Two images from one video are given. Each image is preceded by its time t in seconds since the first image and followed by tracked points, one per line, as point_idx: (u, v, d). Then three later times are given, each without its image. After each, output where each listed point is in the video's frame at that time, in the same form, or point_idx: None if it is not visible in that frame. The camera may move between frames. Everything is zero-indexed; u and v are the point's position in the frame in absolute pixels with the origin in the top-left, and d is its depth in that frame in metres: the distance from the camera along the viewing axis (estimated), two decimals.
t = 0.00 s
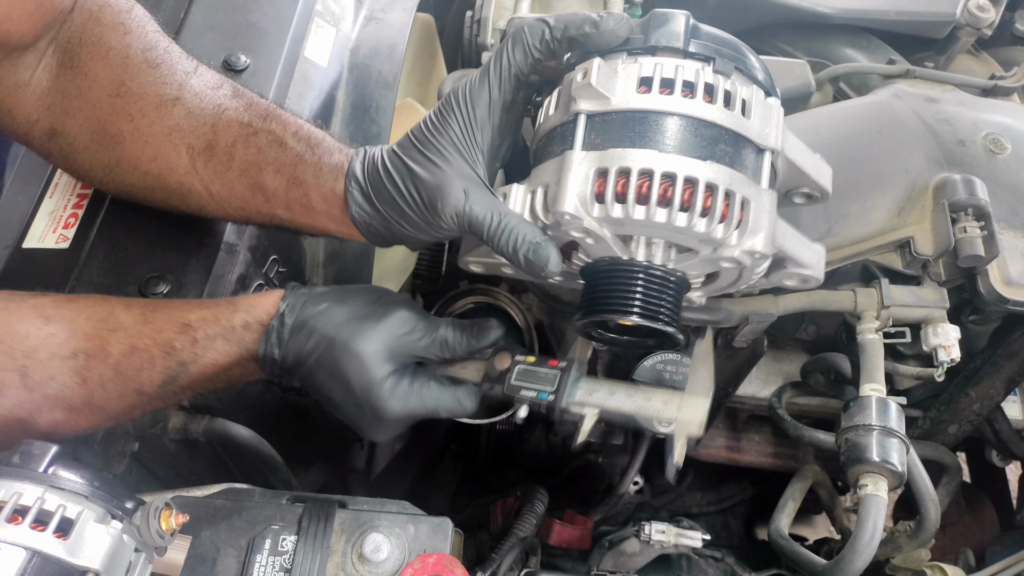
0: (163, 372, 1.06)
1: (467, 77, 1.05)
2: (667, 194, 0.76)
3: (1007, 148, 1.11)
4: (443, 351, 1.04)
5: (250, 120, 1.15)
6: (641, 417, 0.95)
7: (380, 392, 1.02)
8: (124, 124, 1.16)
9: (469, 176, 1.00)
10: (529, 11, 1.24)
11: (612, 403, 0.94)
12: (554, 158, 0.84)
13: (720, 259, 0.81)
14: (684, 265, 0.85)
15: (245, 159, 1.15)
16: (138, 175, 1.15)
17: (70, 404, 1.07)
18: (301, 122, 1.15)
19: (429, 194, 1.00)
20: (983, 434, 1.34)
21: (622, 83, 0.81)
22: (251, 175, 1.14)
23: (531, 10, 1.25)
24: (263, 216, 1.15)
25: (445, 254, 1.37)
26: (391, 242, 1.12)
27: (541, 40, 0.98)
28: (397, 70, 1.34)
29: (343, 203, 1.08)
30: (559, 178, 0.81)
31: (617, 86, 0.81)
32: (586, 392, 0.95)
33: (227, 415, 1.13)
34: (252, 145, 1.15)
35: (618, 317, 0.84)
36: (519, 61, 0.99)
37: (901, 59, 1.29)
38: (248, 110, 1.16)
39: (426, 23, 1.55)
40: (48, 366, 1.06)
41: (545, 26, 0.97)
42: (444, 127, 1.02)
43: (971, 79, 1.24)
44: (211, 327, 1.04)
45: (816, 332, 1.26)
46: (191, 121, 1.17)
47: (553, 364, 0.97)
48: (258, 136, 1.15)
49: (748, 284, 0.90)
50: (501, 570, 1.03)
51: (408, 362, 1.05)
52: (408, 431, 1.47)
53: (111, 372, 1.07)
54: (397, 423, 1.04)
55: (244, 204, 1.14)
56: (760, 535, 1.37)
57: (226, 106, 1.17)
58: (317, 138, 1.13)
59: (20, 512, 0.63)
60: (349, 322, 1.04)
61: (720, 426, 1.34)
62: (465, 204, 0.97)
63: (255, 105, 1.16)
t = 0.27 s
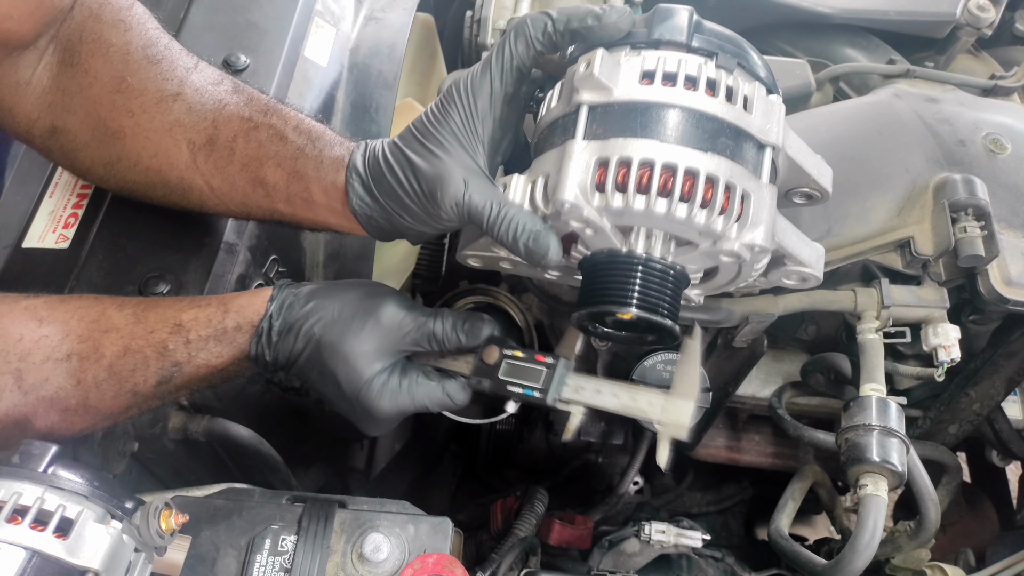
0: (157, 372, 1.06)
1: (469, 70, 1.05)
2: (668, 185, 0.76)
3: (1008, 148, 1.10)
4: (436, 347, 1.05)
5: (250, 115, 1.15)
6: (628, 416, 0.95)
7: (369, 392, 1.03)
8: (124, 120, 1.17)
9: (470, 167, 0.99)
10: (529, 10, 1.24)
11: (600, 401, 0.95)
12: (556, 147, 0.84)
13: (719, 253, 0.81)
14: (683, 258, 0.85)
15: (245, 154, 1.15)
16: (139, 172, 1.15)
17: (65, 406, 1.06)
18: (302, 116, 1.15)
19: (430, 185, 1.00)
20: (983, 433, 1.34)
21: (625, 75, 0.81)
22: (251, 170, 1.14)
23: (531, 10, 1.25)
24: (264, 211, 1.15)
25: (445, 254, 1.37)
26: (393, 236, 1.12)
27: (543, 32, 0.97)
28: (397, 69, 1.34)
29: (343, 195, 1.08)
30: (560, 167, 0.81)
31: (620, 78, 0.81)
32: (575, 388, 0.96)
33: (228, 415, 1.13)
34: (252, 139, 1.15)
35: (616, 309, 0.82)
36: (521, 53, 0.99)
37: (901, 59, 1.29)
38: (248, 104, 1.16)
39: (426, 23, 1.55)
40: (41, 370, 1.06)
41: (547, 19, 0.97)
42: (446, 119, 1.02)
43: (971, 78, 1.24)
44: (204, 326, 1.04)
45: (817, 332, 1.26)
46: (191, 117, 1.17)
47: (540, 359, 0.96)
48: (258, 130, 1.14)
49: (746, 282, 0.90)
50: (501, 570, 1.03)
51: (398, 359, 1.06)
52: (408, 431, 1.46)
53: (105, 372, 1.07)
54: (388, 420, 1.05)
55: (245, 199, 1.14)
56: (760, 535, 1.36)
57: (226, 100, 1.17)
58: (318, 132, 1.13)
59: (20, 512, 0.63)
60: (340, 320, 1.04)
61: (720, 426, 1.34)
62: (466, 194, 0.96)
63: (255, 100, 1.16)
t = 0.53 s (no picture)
0: (156, 370, 1.06)
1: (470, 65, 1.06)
2: (668, 179, 0.76)
3: (1008, 148, 1.10)
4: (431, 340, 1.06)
5: (250, 111, 1.15)
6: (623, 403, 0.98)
7: (365, 387, 1.02)
8: (124, 118, 1.16)
9: (470, 161, 1.00)
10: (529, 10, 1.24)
11: (595, 389, 0.98)
12: (557, 141, 0.84)
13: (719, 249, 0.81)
14: (683, 255, 0.85)
15: (245, 150, 1.15)
16: (139, 171, 1.15)
17: (63, 404, 1.06)
18: (302, 113, 1.16)
19: (430, 179, 1.00)
20: (983, 434, 1.34)
21: (626, 70, 0.82)
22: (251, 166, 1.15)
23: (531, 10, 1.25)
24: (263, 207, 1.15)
25: (445, 254, 1.37)
26: (392, 230, 1.12)
27: (544, 27, 0.97)
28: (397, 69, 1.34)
29: (343, 190, 1.08)
30: (560, 161, 0.81)
31: (622, 73, 0.82)
32: (571, 377, 1.00)
33: (228, 415, 1.13)
34: (252, 136, 1.15)
35: (616, 303, 0.82)
36: (522, 49, 0.99)
37: (901, 59, 1.29)
38: (248, 101, 1.16)
39: (426, 23, 1.55)
40: (39, 367, 1.06)
41: (549, 14, 0.97)
42: (446, 113, 1.02)
43: (971, 78, 1.24)
44: (202, 323, 1.04)
45: (817, 332, 1.26)
46: (191, 114, 1.17)
47: (536, 348, 1.01)
48: (258, 127, 1.15)
49: (747, 279, 0.90)
50: (501, 570, 1.03)
51: (393, 354, 1.05)
52: (408, 431, 1.46)
53: (104, 371, 1.07)
54: (384, 417, 1.04)
55: (245, 195, 1.15)
56: (760, 535, 1.36)
57: (226, 97, 1.17)
58: (318, 128, 1.14)
59: (20, 513, 0.63)
60: (336, 314, 1.04)
61: (720, 426, 1.34)
62: (466, 187, 0.96)
63: (256, 97, 1.16)
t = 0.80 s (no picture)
0: (155, 372, 1.07)
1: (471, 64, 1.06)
2: (667, 178, 0.76)
3: (1007, 148, 1.11)
4: (429, 340, 1.06)
5: (251, 111, 1.16)
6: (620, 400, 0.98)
7: (361, 388, 1.02)
8: (126, 118, 1.17)
9: (470, 160, 1.00)
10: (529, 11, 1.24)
11: (591, 387, 0.98)
12: (557, 140, 0.84)
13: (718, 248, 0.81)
14: (682, 254, 0.85)
15: (246, 149, 1.16)
16: (141, 171, 1.16)
17: (63, 405, 1.07)
18: (303, 113, 1.16)
19: (431, 178, 1.00)
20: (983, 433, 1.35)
21: (627, 70, 0.82)
22: (252, 165, 1.16)
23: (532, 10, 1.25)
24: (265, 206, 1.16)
25: (446, 255, 1.36)
26: (393, 229, 1.12)
27: (546, 27, 0.98)
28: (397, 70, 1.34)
29: (344, 189, 1.09)
30: (560, 160, 0.81)
31: (622, 72, 0.82)
32: (567, 375, 1.00)
33: (229, 414, 1.14)
34: (253, 135, 1.16)
35: (615, 301, 0.82)
36: (524, 48, 1.00)
37: (900, 59, 1.29)
38: (249, 100, 1.17)
39: (426, 24, 1.55)
40: (39, 369, 1.07)
41: (550, 14, 0.97)
42: (447, 112, 1.03)
43: (970, 79, 1.24)
44: (201, 325, 1.05)
45: (816, 332, 1.26)
46: (192, 114, 1.18)
47: (534, 347, 1.00)
48: (259, 126, 1.15)
49: (746, 280, 0.90)
50: (501, 569, 1.03)
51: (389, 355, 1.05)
52: (408, 430, 1.47)
53: (103, 372, 1.07)
54: (379, 418, 1.04)
55: (246, 194, 1.16)
56: (760, 534, 1.37)
57: (227, 97, 1.18)
58: (319, 128, 1.14)
59: (21, 512, 0.63)
60: (333, 316, 1.05)
61: (719, 426, 1.34)
62: (466, 187, 0.97)
63: (256, 96, 1.17)
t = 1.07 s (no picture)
0: (152, 375, 1.07)
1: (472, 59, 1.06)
2: (667, 174, 0.76)
3: (1007, 148, 1.11)
4: (427, 346, 1.06)
5: (251, 108, 1.16)
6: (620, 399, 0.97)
7: (356, 397, 1.02)
8: (125, 117, 1.17)
9: (471, 155, 1.00)
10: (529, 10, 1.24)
11: (591, 386, 0.97)
12: (558, 136, 0.84)
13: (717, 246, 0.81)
14: (681, 251, 0.85)
15: (246, 147, 1.17)
16: (140, 169, 1.15)
17: (63, 405, 1.07)
18: (303, 109, 1.16)
19: (431, 172, 1.00)
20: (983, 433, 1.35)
21: (628, 66, 0.82)
22: (252, 162, 1.16)
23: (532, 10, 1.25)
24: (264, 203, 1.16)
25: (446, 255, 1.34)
26: (393, 224, 1.12)
27: (546, 23, 0.98)
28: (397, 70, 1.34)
29: (344, 184, 1.09)
30: (560, 157, 0.81)
31: (623, 69, 0.82)
32: (566, 376, 0.99)
33: (229, 414, 1.14)
34: (253, 132, 1.16)
35: (615, 297, 0.82)
36: (524, 43, 1.00)
37: (901, 59, 1.29)
38: (248, 97, 1.17)
39: (426, 24, 1.55)
40: (35, 374, 1.06)
41: (552, 11, 0.98)
42: (448, 107, 1.02)
43: (970, 79, 1.24)
44: (198, 332, 1.06)
45: (816, 332, 1.26)
46: (192, 111, 1.18)
47: (532, 350, 1.00)
48: (259, 123, 1.15)
49: (745, 278, 0.90)
50: (501, 570, 1.03)
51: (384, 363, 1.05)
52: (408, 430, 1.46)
53: (98, 378, 1.08)
54: (374, 427, 1.04)
55: (245, 191, 1.16)
56: (760, 534, 1.37)
57: (227, 94, 1.18)
58: (319, 124, 1.14)
59: (20, 512, 0.63)
60: (329, 324, 1.05)
61: (720, 426, 1.34)
62: (466, 181, 0.97)
63: (256, 93, 1.17)
